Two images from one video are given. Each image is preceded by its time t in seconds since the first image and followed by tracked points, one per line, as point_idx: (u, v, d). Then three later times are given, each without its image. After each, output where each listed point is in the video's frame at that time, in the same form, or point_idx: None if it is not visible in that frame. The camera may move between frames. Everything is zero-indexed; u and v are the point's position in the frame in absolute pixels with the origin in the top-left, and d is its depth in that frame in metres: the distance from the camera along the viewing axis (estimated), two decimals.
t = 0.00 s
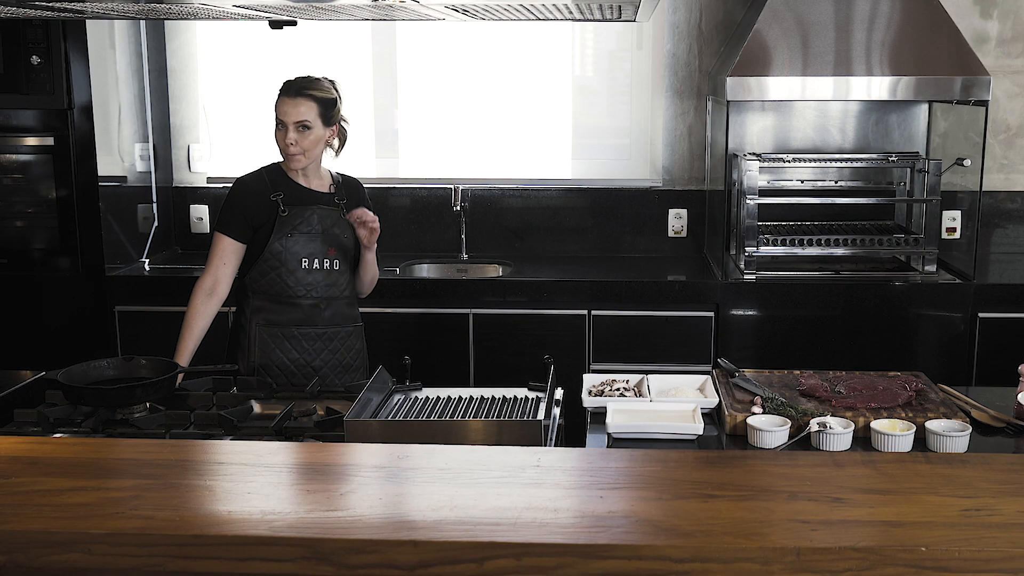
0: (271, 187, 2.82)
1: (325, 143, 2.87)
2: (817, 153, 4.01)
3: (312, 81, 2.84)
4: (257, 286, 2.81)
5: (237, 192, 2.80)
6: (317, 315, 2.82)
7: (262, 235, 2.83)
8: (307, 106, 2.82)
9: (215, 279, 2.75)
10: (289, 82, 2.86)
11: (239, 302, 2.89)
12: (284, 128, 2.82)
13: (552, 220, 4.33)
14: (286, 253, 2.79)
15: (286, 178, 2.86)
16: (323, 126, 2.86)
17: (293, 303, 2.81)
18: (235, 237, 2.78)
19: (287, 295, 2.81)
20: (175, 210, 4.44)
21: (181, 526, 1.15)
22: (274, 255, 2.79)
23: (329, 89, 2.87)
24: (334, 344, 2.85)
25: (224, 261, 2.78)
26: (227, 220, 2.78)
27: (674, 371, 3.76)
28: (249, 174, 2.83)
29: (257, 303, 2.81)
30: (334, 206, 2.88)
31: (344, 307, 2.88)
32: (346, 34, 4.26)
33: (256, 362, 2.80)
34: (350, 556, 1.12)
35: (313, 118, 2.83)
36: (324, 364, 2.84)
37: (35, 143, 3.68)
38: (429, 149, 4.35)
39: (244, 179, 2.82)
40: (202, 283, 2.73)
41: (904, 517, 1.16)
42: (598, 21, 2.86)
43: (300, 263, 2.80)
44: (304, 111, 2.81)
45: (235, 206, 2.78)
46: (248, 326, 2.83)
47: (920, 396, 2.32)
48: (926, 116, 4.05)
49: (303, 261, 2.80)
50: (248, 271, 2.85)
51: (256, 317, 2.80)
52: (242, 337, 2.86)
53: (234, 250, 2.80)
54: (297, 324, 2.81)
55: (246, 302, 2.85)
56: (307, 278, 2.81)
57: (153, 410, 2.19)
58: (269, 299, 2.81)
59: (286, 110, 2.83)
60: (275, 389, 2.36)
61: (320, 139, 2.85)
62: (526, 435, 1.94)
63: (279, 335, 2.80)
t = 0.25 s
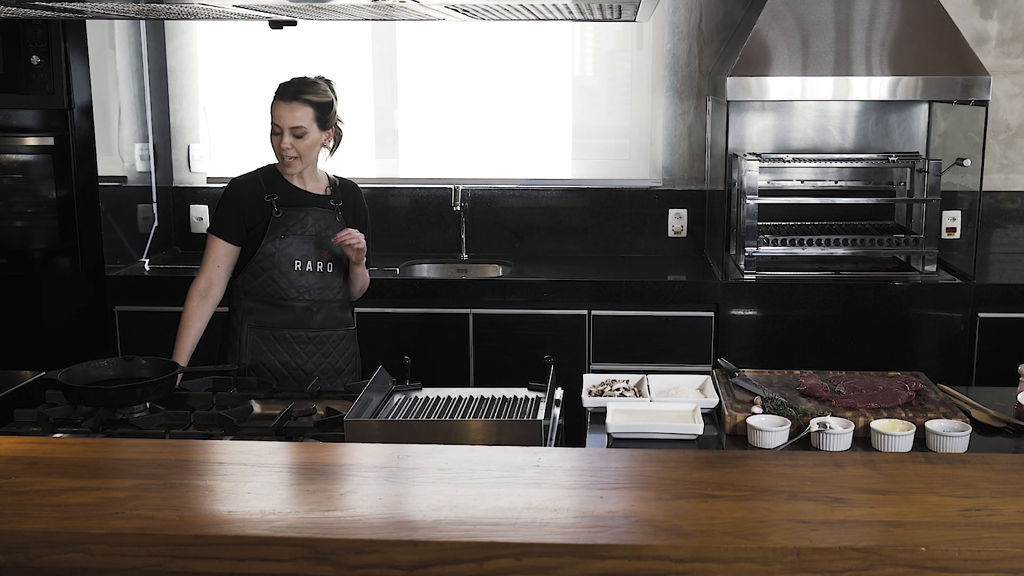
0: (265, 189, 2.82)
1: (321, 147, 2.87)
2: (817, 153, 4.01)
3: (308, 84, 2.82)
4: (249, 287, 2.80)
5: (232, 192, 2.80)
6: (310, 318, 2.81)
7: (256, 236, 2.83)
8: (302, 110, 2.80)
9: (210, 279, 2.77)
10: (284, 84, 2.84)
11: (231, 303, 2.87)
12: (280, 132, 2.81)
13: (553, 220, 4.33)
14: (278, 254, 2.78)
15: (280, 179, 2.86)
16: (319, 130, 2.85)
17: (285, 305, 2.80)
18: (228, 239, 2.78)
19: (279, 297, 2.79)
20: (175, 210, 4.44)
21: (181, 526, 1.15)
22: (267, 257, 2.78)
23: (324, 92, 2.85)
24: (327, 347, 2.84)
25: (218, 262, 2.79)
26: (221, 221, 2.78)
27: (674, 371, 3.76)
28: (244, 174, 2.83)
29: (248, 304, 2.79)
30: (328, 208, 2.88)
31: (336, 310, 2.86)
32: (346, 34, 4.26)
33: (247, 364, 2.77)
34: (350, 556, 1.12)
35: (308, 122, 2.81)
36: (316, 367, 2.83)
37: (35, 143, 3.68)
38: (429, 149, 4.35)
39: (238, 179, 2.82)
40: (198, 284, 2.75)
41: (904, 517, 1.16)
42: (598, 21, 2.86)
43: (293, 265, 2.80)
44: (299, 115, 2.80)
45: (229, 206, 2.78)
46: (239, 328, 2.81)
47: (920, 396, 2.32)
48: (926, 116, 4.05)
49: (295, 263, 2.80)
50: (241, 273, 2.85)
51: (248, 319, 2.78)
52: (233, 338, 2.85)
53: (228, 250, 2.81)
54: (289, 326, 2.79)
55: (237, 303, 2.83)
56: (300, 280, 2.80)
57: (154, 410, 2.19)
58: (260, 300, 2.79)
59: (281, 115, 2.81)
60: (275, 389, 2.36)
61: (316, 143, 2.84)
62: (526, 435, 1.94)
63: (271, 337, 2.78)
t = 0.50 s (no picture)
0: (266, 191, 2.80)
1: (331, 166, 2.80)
2: (817, 153, 4.01)
3: (326, 107, 2.66)
4: (248, 290, 2.85)
5: (233, 194, 2.77)
6: (306, 322, 2.87)
7: (256, 240, 2.82)
8: (316, 138, 2.68)
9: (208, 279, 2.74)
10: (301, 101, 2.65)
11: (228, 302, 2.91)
12: (290, 152, 2.71)
13: (553, 220, 4.33)
14: (278, 260, 2.82)
15: (281, 182, 2.84)
16: (331, 151, 2.74)
17: (283, 309, 2.85)
18: (227, 241, 2.75)
19: (277, 302, 2.84)
20: (175, 210, 4.44)
21: (180, 526, 1.15)
22: (267, 262, 2.81)
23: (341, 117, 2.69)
24: (321, 351, 2.87)
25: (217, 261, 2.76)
26: (220, 223, 2.75)
27: (674, 371, 3.76)
28: (245, 174, 2.80)
29: (246, 306, 2.85)
30: (329, 214, 2.89)
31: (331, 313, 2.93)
32: (346, 34, 4.26)
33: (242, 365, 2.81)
34: (350, 556, 1.12)
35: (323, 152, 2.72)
36: (309, 370, 2.85)
37: (35, 143, 3.68)
38: (429, 149, 4.35)
39: (239, 180, 2.79)
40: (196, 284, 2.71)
41: (904, 517, 1.16)
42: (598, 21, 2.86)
43: (292, 271, 2.84)
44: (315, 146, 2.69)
45: (229, 209, 2.75)
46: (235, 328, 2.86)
47: (920, 396, 2.32)
48: (926, 116, 4.05)
49: (295, 270, 2.84)
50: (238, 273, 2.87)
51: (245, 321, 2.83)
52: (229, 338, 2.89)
53: (227, 251, 2.78)
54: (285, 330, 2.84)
55: (235, 303, 2.88)
56: (298, 286, 2.85)
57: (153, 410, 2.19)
58: (258, 303, 2.84)
59: (296, 137, 2.68)
60: (275, 389, 2.36)
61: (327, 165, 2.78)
62: (526, 435, 1.94)
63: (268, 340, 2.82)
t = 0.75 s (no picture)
0: (275, 196, 2.78)
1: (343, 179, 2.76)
2: (817, 153, 4.01)
3: (348, 134, 2.56)
4: (254, 291, 2.87)
5: (241, 199, 2.75)
6: (311, 324, 2.93)
7: (263, 243, 2.83)
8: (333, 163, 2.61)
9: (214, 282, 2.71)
10: (324, 127, 2.54)
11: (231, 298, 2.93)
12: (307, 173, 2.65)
13: (553, 220, 4.33)
14: (286, 264, 2.85)
15: (288, 186, 2.83)
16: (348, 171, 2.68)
17: (288, 311, 2.90)
18: (234, 245, 2.73)
19: (283, 304, 2.89)
20: (175, 210, 4.44)
21: (180, 526, 1.15)
22: (275, 266, 2.84)
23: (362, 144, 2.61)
24: (325, 351, 2.95)
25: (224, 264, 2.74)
26: (229, 229, 2.72)
27: (674, 371, 3.76)
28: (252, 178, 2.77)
29: (252, 307, 2.87)
30: (335, 218, 2.90)
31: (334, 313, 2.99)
32: (346, 34, 4.26)
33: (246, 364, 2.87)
34: (350, 556, 1.12)
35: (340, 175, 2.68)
36: (312, 368, 2.94)
37: (35, 143, 3.68)
38: (429, 149, 4.35)
39: (246, 185, 2.77)
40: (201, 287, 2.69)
41: (904, 517, 1.16)
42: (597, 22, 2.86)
43: (299, 275, 2.87)
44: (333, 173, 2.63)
45: (238, 215, 2.73)
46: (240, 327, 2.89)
47: (920, 396, 2.32)
48: (926, 116, 4.05)
49: (302, 274, 2.88)
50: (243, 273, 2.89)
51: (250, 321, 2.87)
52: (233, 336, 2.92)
53: (234, 257, 2.75)
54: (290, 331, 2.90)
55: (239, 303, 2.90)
56: (304, 289, 2.89)
57: (154, 410, 2.19)
58: (264, 304, 2.88)
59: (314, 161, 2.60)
60: (274, 389, 2.36)
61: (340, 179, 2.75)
62: (526, 435, 1.94)
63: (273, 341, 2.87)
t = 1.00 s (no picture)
0: (279, 191, 2.81)
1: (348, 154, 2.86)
2: (817, 153, 4.01)
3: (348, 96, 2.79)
4: (263, 287, 2.87)
5: (245, 195, 2.78)
6: (322, 317, 2.90)
7: (269, 239, 2.84)
8: (342, 122, 2.77)
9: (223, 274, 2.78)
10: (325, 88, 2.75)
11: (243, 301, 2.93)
12: (317, 142, 2.76)
13: (553, 220, 4.33)
14: (293, 258, 2.85)
15: (293, 181, 2.85)
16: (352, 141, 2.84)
17: (299, 305, 2.88)
18: (239, 240, 2.76)
19: (293, 299, 2.88)
20: (175, 210, 4.44)
21: (180, 526, 1.15)
22: (282, 259, 2.85)
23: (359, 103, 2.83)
24: (338, 345, 2.92)
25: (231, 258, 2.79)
26: (232, 225, 2.76)
27: (674, 371, 3.76)
28: (256, 175, 2.80)
29: (262, 305, 2.87)
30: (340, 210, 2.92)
31: (346, 307, 2.97)
32: (346, 34, 4.26)
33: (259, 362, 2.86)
34: (350, 556, 1.12)
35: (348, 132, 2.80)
36: (327, 363, 2.91)
37: (35, 143, 3.68)
38: (429, 149, 4.35)
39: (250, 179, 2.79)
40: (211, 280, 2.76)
41: (904, 517, 1.16)
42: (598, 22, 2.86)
43: (307, 268, 2.87)
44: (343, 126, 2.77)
45: (242, 211, 2.76)
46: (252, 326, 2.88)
47: (920, 396, 2.32)
48: (926, 116, 4.05)
49: (309, 267, 2.87)
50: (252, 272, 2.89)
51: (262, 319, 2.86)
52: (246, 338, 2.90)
53: (240, 252, 2.79)
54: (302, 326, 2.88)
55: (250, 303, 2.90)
56: (313, 282, 2.89)
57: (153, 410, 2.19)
58: (274, 300, 2.87)
59: (322, 126, 2.75)
60: (274, 389, 2.36)
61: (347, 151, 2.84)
62: (526, 435, 1.94)
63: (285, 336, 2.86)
